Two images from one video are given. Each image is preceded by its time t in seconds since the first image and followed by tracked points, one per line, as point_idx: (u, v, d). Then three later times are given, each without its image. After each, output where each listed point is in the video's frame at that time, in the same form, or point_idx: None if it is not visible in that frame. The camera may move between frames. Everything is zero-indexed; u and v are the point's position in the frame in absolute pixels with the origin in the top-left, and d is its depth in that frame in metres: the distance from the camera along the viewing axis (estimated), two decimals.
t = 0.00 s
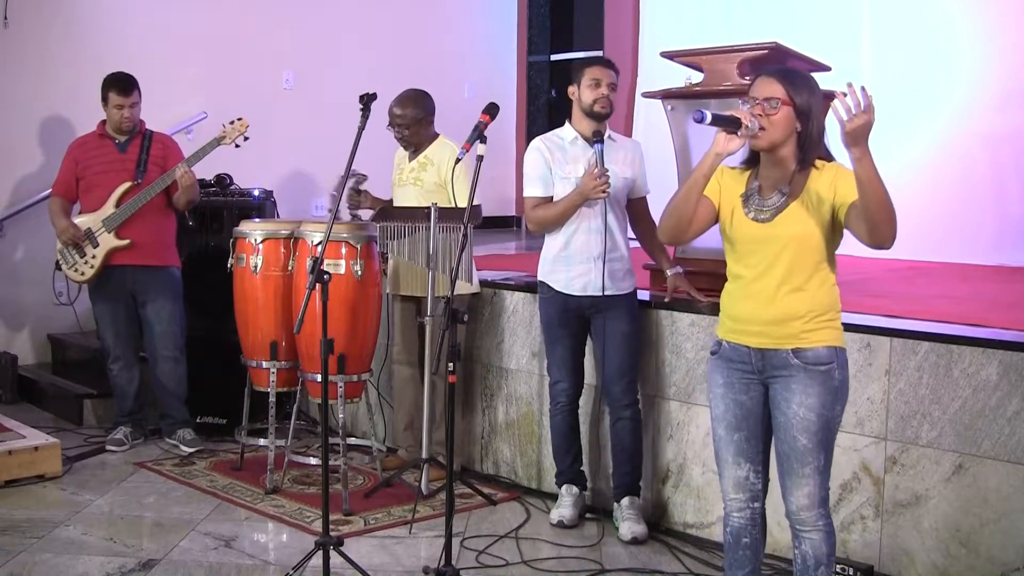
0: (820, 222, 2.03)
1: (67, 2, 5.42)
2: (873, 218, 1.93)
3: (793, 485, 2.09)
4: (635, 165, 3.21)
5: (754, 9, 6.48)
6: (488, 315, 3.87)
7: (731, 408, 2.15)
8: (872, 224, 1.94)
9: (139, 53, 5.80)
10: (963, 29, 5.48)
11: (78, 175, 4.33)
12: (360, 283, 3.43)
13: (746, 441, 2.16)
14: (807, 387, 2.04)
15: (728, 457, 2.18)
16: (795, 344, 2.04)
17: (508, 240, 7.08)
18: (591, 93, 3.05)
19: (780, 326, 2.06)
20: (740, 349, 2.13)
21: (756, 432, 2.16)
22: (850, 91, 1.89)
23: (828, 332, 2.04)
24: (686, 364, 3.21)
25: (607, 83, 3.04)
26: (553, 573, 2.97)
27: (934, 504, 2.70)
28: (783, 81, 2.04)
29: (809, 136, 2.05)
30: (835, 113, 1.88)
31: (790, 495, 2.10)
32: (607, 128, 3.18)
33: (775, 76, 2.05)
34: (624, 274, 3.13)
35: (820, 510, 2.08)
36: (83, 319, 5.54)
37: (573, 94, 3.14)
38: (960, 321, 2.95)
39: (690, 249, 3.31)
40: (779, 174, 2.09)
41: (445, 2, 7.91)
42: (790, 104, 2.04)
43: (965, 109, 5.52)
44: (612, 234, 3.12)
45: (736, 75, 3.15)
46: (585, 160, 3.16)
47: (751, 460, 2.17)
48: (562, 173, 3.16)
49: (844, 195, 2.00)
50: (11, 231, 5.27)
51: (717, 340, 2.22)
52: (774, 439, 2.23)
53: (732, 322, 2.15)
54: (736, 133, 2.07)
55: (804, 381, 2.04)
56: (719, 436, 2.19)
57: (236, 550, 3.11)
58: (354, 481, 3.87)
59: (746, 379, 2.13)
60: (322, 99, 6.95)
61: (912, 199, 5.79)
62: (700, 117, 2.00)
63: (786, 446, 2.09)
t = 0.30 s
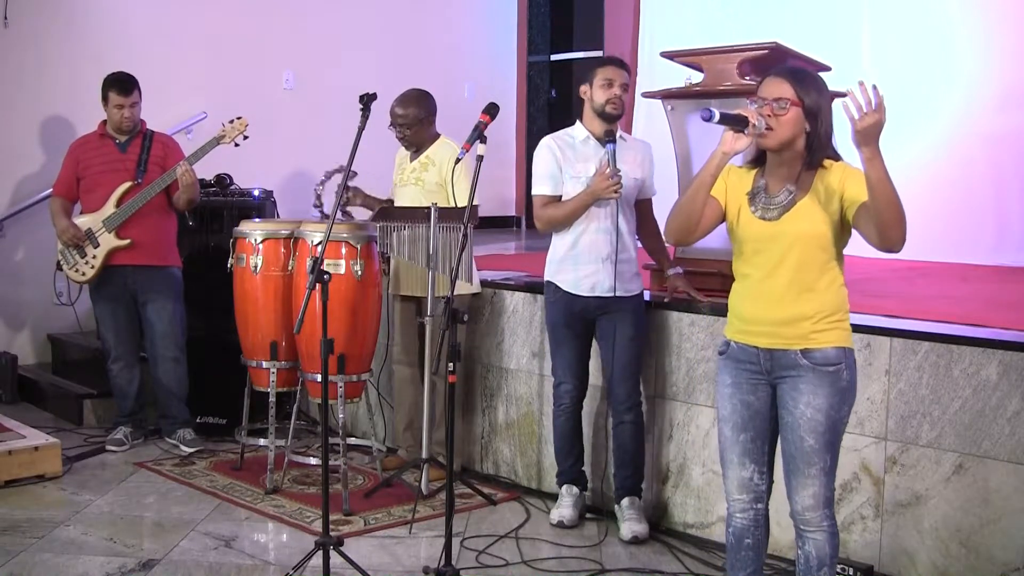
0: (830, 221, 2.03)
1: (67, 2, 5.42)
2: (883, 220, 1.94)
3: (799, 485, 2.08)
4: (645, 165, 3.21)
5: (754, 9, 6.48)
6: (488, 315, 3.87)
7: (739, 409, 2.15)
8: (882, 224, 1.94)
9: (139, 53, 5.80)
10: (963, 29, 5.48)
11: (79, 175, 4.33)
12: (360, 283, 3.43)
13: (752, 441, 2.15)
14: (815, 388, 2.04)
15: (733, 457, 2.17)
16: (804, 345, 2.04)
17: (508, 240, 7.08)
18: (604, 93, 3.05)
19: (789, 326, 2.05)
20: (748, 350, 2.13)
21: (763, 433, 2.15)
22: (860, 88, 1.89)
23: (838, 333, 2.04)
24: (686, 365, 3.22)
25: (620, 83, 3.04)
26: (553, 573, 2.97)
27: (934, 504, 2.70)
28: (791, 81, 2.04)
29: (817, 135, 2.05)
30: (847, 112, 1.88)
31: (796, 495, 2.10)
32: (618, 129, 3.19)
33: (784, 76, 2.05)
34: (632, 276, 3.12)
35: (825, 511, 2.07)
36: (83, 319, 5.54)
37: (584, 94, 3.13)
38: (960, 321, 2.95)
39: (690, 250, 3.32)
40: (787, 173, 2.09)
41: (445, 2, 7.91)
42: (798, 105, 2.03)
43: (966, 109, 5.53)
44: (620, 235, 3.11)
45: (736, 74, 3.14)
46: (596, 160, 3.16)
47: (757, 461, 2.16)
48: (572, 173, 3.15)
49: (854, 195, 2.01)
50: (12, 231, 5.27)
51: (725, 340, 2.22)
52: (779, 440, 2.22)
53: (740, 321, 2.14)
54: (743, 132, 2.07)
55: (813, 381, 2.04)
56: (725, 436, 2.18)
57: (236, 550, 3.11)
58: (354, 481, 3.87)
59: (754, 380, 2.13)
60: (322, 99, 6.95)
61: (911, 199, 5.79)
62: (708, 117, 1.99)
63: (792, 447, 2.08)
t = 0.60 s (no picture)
0: (834, 222, 2.03)
1: (67, 2, 5.42)
2: (887, 224, 1.93)
3: (802, 484, 2.08)
4: (659, 161, 3.16)
5: (754, 9, 6.48)
6: (488, 315, 3.87)
7: (743, 408, 2.14)
8: (885, 228, 1.94)
9: (139, 53, 5.80)
10: (964, 29, 5.48)
11: (79, 175, 4.33)
12: (360, 283, 3.43)
13: (755, 441, 2.14)
14: (821, 388, 2.04)
15: (735, 457, 2.16)
16: (809, 346, 2.05)
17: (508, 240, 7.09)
18: (618, 90, 3.03)
19: (794, 328, 2.06)
20: (753, 350, 2.12)
21: (766, 433, 2.15)
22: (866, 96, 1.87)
23: (843, 334, 2.04)
24: (687, 364, 3.22)
25: (634, 81, 3.03)
26: (553, 573, 2.97)
27: (934, 504, 2.70)
28: (793, 82, 2.04)
29: (820, 136, 2.05)
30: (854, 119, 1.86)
31: (799, 495, 2.10)
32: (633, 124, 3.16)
33: (786, 77, 2.05)
34: (647, 274, 3.09)
35: (828, 511, 2.07)
36: (83, 318, 5.54)
37: (598, 90, 3.11)
38: (960, 321, 2.95)
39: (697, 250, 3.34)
40: (791, 174, 2.09)
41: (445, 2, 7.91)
42: (801, 106, 2.03)
43: (965, 110, 5.53)
44: (635, 230, 3.09)
45: (736, 74, 3.14)
46: (610, 154, 3.11)
47: (759, 461, 2.15)
48: (586, 166, 3.11)
49: (857, 198, 2.00)
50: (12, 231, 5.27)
51: (730, 340, 2.21)
52: (782, 440, 2.22)
53: (745, 323, 2.15)
54: (747, 137, 2.06)
55: (818, 382, 2.04)
56: (728, 436, 2.17)
57: (236, 550, 3.11)
58: (354, 481, 3.87)
59: (759, 380, 2.12)
60: (322, 99, 6.95)
61: (911, 199, 5.80)
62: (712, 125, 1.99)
63: (796, 446, 2.08)
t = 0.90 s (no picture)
0: (837, 224, 2.03)
1: (67, 2, 5.41)
2: (890, 225, 1.93)
3: (805, 484, 2.08)
4: (671, 163, 3.13)
5: (755, 9, 6.48)
6: (488, 315, 3.87)
7: (746, 409, 2.14)
8: (890, 229, 1.94)
9: (139, 53, 5.80)
10: (964, 29, 5.47)
11: (79, 175, 4.33)
12: (360, 283, 3.43)
13: (758, 442, 2.14)
14: (824, 389, 2.04)
15: (737, 458, 2.16)
16: (812, 347, 2.05)
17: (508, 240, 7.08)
18: (627, 90, 2.99)
19: (797, 329, 2.05)
20: (756, 350, 2.12)
21: (769, 434, 2.15)
22: (871, 98, 1.87)
23: (846, 334, 2.04)
24: (688, 365, 3.22)
25: (644, 81, 2.97)
26: (554, 573, 2.97)
27: (934, 504, 2.70)
28: (795, 84, 2.03)
29: (822, 138, 2.05)
30: (858, 122, 1.86)
31: (801, 495, 2.09)
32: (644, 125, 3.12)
33: (787, 79, 2.04)
34: (659, 276, 3.06)
35: (830, 511, 2.07)
36: (84, 318, 5.54)
37: (609, 91, 3.07)
38: (961, 321, 2.95)
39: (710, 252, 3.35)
40: (794, 175, 2.09)
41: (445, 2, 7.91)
42: (802, 108, 2.03)
43: (965, 110, 5.52)
44: (648, 229, 3.05)
45: (736, 74, 3.14)
46: (620, 154, 3.10)
47: (761, 461, 2.15)
48: (596, 167, 3.10)
49: (861, 197, 2.00)
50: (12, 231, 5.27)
51: (732, 340, 2.21)
52: (784, 441, 2.22)
53: (748, 323, 2.14)
54: (747, 141, 2.08)
55: (821, 382, 2.04)
56: (731, 436, 2.17)
57: (236, 550, 3.11)
58: (354, 481, 3.87)
59: (762, 380, 2.12)
60: (322, 99, 6.95)
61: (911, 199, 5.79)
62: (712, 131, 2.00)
63: (799, 447, 2.08)
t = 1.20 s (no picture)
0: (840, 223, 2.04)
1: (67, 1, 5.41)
2: (895, 223, 1.94)
3: (806, 485, 2.08)
4: (683, 165, 3.11)
5: (754, 9, 6.48)
6: (488, 315, 3.88)
7: (747, 410, 2.14)
8: (894, 228, 1.95)
9: (138, 52, 5.80)
10: (965, 29, 5.48)
11: (78, 175, 4.33)
12: (360, 283, 3.43)
13: (759, 443, 2.14)
14: (825, 389, 2.04)
15: (738, 459, 2.16)
16: (814, 347, 2.05)
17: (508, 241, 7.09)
18: (635, 91, 2.98)
19: (800, 329, 2.05)
20: (758, 351, 2.12)
21: (770, 435, 2.15)
22: (874, 95, 1.87)
23: (848, 334, 2.05)
24: (688, 365, 3.22)
25: (653, 82, 2.97)
26: (554, 573, 2.97)
27: (934, 504, 2.70)
28: (799, 84, 2.03)
29: (825, 139, 2.05)
30: (864, 117, 1.86)
31: (802, 495, 2.09)
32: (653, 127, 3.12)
33: (791, 78, 2.04)
34: (667, 278, 3.06)
35: (832, 511, 2.07)
36: (83, 318, 5.54)
37: (617, 94, 3.07)
38: (960, 321, 2.95)
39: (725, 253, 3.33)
40: (797, 176, 2.09)
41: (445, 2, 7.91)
42: (805, 108, 2.03)
43: (965, 110, 5.53)
44: (655, 231, 3.05)
45: (736, 74, 3.15)
46: (629, 155, 3.10)
47: (762, 462, 2.15)
48: (604, 169, 3.10)
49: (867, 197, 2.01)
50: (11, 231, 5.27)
51: (734, 341, 2.21)
52: (785, 442, 2.22)
53: (750, 324, 2.14)
54: (750, 141, 2.06)
55: (823, 383, 2.04)
56: (732, 437, 2.17)
57: (236, 550, 3.11)
58: (354, 481, 3.87)
59: (764, 381, 2.12)
60: (322, 99, 6.95)
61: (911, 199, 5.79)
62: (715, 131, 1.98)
63: (800, 447, 2.08)
